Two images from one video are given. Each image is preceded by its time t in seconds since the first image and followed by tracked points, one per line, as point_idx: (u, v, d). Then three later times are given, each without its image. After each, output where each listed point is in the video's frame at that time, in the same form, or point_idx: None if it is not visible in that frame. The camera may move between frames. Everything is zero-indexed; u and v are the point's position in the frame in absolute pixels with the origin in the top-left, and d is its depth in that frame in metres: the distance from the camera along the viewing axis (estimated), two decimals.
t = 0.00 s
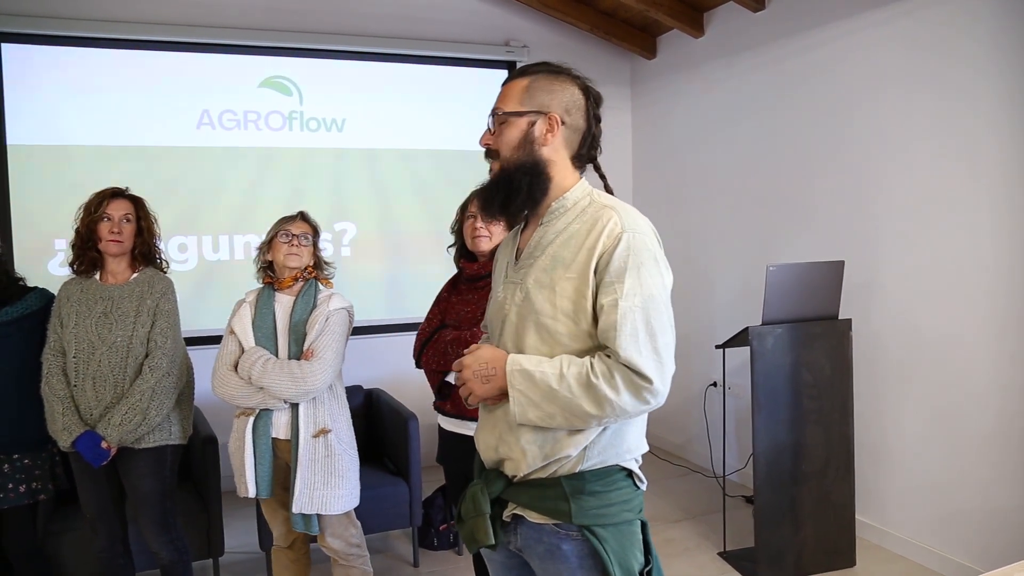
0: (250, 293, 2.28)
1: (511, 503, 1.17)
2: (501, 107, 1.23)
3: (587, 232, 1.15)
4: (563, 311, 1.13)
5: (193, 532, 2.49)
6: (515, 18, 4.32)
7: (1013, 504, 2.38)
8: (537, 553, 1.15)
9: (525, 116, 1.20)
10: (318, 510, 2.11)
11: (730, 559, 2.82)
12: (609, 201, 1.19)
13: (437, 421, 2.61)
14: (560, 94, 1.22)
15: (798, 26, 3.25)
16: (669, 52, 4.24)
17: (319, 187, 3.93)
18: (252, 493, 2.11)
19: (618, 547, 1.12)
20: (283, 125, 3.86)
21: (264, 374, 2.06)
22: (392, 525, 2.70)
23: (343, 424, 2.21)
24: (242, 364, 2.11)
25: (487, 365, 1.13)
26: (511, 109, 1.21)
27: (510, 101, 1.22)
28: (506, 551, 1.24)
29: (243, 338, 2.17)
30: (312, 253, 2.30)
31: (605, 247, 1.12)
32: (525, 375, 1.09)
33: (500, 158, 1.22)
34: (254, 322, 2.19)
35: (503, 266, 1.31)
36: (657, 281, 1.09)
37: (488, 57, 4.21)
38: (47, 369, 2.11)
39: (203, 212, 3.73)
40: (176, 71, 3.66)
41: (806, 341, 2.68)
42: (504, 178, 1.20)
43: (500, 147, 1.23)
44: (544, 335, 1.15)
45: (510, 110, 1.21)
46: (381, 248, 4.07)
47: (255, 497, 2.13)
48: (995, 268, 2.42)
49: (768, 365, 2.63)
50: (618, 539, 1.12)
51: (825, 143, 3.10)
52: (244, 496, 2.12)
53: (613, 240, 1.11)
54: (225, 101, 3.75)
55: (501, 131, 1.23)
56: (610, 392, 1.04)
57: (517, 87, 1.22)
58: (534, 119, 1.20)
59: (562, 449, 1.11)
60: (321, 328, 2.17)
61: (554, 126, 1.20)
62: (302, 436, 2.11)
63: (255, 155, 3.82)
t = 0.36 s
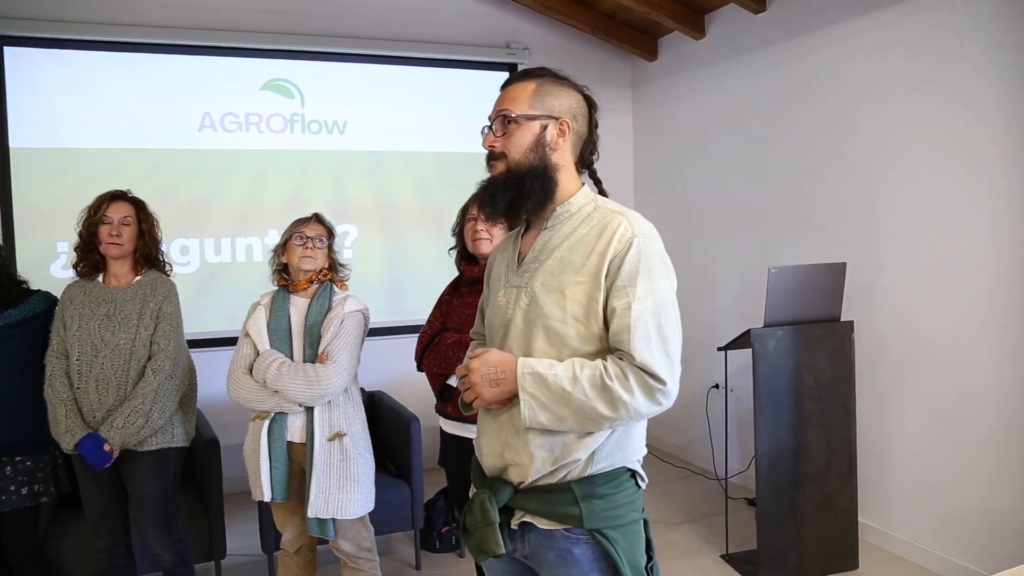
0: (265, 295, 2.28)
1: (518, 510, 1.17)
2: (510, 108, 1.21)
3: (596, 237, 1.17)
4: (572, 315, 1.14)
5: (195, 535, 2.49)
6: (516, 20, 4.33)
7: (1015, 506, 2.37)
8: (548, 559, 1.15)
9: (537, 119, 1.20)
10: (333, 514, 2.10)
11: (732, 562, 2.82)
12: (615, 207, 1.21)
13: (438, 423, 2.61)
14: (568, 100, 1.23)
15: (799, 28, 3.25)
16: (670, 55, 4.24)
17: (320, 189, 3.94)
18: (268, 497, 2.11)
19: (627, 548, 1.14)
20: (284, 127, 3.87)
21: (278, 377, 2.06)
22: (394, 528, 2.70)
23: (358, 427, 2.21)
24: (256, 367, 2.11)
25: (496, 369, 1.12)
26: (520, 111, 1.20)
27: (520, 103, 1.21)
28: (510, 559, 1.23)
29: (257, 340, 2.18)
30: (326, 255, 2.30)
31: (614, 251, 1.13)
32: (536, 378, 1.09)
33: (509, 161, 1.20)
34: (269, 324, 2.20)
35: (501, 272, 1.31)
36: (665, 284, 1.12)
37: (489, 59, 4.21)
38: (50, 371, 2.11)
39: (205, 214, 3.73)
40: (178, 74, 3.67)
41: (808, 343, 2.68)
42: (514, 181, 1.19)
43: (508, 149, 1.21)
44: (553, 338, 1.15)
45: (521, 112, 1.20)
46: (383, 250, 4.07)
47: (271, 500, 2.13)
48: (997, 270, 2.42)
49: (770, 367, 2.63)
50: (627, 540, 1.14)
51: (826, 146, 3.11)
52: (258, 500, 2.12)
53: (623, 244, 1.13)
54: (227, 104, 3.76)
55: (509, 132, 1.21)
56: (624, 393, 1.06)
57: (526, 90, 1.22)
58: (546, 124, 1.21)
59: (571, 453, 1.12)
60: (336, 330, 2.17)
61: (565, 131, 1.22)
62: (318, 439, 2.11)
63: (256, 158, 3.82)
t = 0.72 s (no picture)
0: (271, 293, 2.28)
1: (524, 508, 1.17)
2: (519, 103, 1.20)
3: (600, 231, 1.17)
4: (577, 309, 1.15)
5: (195, 533, 2.49)
6: (516, 18, 4.32)
7: (1014, 504, 2.38)
8: (552, 556, 1.15)
9: (548, 117, 1.20)
10: (339, 513, 2.10)
11: (732, 560, 2.82)
12: (615, 201, 1.22)
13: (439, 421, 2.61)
14: (572, 97, 1.24)
15: (799, 26, 3.25)
16: (670, 52, 4.24)
17: (319, 187, 3.93)
18: (273, 495, 2.11)
19: (631, 542, 1.15)
20: (284, 125, 3.86)
21: (284, 376, 2.06)
22: (394, 526, 2.70)
23: (363, 426, 2.21)
24: (262, 366, 2.10)
25: (504, 368, 1.12)
26: (531, 106, 1.19)
27: (530, 98, 1.20)
28: (512, 558, 1.24)
29: (263, 339, 2.18)
30: (333, 254, 2.29)
31: (619, 244, 1.14)
32: (546, 377, 1.09)
33: (518, 157, 1.20)
34: (275, 322, 2.20)
35: (496, 269, 1.30)
36: (668, 276, 1.14)
37: (489, 57, 4.21)
38: (50, 369, 2.10)
39: (204, 212, 3.73)
40: (177, 71, 3.66)
41: (808, 342, 2.68)
42: (523, 176, 1.19)
43: (516, 144, 1.20)
44: (559, 334, 1.15)
45: (531, 107, 1.19)
46: (382, 248, 4.07)
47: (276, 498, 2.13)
48: (997, 269, 2.41)
49: (770, 365, 2.63)
50: (630, 535, 1.15)
51: (826, 144, 3.10)
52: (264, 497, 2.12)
53: (628, 237, 1.14)
54: (227, 101, 3.76)
55: (518, 127, 1.20)
56: (635, 386, 1.07)
57: (534, 85, 1.21)
58: (554, 122, 1.21)
59: (577, 449, 1.12)
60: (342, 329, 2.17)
61: (572, 130, 1.23)
62: (323, 437, 2.11)
63: (256, 156, 3.82)
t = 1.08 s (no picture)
0: (273, 292, 2.28)
1: (530, 506, 1.17)
2: (533, 102, 1.19)
3: (602, 230, 1.17)
4: (581, 310, 1.14)
5: (201, 533, 2.49)
6: (520, 17, 4.32)
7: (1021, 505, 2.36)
8: (558, 555, 1.14)
9: (562, 119, 1.20)
10: (339, 513, 2.11)
11: (737, 559, 2.82)
12: (617, 201, 1.21)
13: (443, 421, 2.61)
14: (584, 100, 1.24)
15: (804, 24, 3.24)
16: (674, 51, 4.23)
17: (324, 187, 3.94)
18: (274, 494, 2.11)
19: (636, 542, 1.15)
20: (288, 125, 3.87)
21: (286, 377, 2.06)
22: (398, 526, 2.70)
23: (364, 426, 2.21)
24: (265, 365, 2.11)
25: (508, 376, 1.11)
26: (546, 107, 1.19)
27: (545, 98, 1.19)
28: (518, 557, 1.24)
29: (265, 338, 2.18)
30: (337, 254, 2.30)
31: (621, 243, 1.13)
32: (548, 383, 1.09)
33: (529, 156, 1.19)
34: (277, 322, 2.19)
35: (500, 268, 1.30)
36: (671, 274, 1.13)
37: (493, 56, 4.21)
38: (56, 370, 2.11)
39: (209, 213, 3.74)
40: (181, 72, 3.67)
41: (813, 341, 2.67)
42: (533, 176, 1.18)
43: (529, 145, 1.20)
44: (563, 335, 1.15)
45: (545, 107, 1.19)
46: (387, 248, 4.07)
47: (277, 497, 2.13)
48: (1004, 268, 2.40)
49: (775, 364, 2.62)
50: (636, 534, 1.15)
51: (831, 142, 3.09)
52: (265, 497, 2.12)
53: (629, 236, 1.14)
54: (231, 102, 3.76)
55: (532, 127, 1.20)
56: (639, 387, 1.06)
57: (548, 85, 1.20)
58: (568, 124, 1.21)
59: (582, 449, 1.12)
60: (345, 329, 2.17)
61: (583, 133, 1.23)
62: (324, 438, 2.11)
63: (260, 156, 3.82)
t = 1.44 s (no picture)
0: (264, 284, 2.28)
1: (531, 495, 1.17)
2: (535, 99, 1.17)
3: (603, 222, 1.16)
4: (582, 302, 1.14)
5: (202, 525, 2.50)
6: (521, 9, 4.30)
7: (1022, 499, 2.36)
8: (558, 545, 1.15)
9: (564, 116, 1.19)
10: (330, 504, 2.11)
11: (737, 552, 2.82)
12: (618, 190, 1.21)
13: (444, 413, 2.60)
14: (586, 93, 1.22)
15: (806, 16, 3.22)
16: (676, 44, 4.21)
17: (324, 180, 3.93)
18: (264, 485, 2.12)
19: (637, 533, 1.14)
20: (288, 117, 3.85)
21: (277, 368, 2.06)
22: (399, 518, 2.70)
23: (355, 418, 2.20)
24: (256, 357, 2.11)
25: (513, 367, 1.04)
26: (547, 104, 1.18)
27: (545, 94, 1.18)
28: (520, 545, 1.24)
29: (257, 330, 2.18)
30: (329, 246, 2.30)
31: (621, 234, 1.13)
32: (553, 373, 1.05)
33: (531, 157, 1.19)
34: (269, 314, 2.19)
35: (502, 261, 1.30)
36: (672, 264, 1.12)
37: (494, 49, 4.19)
38: (55, 362, 2.10)
39: (209, 206, 3.73)
40: (181, 64, 3.65)
41: (813, 335, 2.67)
42: (536, 176, 1.18)
43: (531, 144, 1.19)
44: (563, 327, 1.15)
45: (547, 105, 1.18)
46: (387, 240, 4.07)
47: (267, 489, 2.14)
48: (1006, 262, 2.39)
49: (775, 358, 2.62)
50: (637, 526, 1.15)
51: (833, 135, 3.07)
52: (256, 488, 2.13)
53: (630, 227, 1.13)
54: (231, 94, 3.75)
55: (534, 126, 1.19)
56: (644, 375, 1.05)
57: (549, 79, 1.19)
58: (570, 120, 1.20)
59: (583, 440, 1.12)
60: (336, 320, 2.16)
61: (586, 128, 1.22)
62: (315, 429, 2.11)
63: (261, 149, 3.81)
